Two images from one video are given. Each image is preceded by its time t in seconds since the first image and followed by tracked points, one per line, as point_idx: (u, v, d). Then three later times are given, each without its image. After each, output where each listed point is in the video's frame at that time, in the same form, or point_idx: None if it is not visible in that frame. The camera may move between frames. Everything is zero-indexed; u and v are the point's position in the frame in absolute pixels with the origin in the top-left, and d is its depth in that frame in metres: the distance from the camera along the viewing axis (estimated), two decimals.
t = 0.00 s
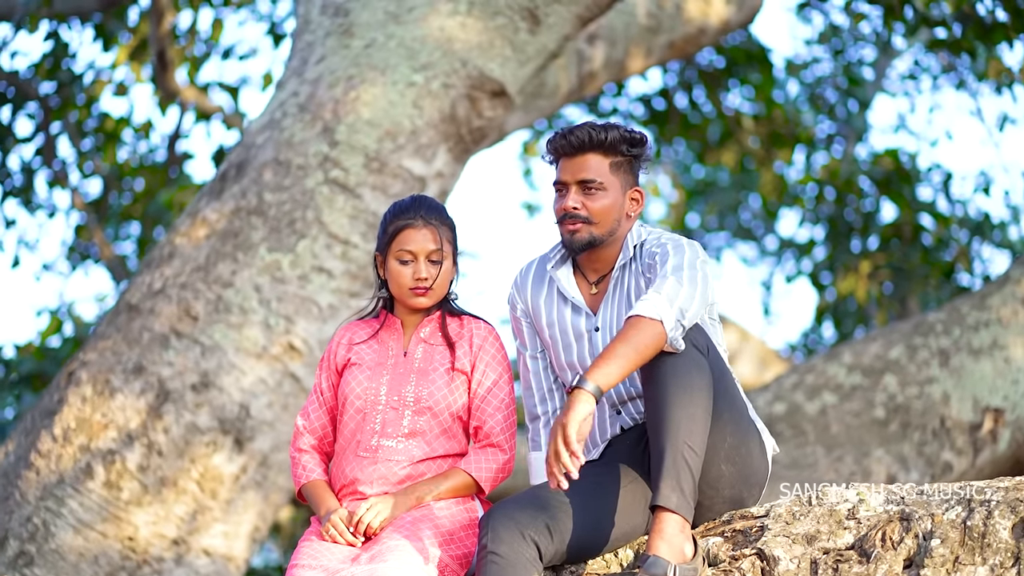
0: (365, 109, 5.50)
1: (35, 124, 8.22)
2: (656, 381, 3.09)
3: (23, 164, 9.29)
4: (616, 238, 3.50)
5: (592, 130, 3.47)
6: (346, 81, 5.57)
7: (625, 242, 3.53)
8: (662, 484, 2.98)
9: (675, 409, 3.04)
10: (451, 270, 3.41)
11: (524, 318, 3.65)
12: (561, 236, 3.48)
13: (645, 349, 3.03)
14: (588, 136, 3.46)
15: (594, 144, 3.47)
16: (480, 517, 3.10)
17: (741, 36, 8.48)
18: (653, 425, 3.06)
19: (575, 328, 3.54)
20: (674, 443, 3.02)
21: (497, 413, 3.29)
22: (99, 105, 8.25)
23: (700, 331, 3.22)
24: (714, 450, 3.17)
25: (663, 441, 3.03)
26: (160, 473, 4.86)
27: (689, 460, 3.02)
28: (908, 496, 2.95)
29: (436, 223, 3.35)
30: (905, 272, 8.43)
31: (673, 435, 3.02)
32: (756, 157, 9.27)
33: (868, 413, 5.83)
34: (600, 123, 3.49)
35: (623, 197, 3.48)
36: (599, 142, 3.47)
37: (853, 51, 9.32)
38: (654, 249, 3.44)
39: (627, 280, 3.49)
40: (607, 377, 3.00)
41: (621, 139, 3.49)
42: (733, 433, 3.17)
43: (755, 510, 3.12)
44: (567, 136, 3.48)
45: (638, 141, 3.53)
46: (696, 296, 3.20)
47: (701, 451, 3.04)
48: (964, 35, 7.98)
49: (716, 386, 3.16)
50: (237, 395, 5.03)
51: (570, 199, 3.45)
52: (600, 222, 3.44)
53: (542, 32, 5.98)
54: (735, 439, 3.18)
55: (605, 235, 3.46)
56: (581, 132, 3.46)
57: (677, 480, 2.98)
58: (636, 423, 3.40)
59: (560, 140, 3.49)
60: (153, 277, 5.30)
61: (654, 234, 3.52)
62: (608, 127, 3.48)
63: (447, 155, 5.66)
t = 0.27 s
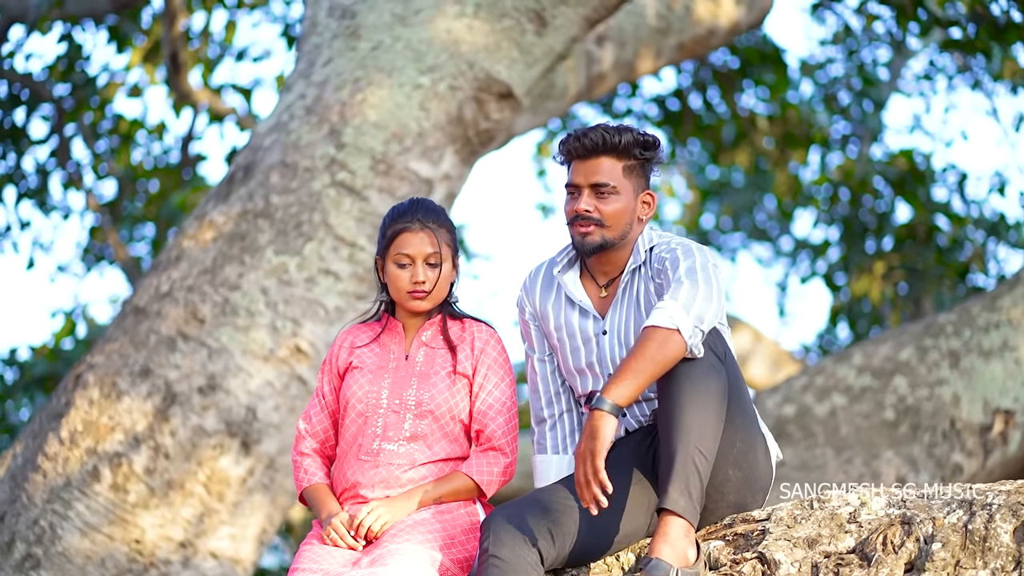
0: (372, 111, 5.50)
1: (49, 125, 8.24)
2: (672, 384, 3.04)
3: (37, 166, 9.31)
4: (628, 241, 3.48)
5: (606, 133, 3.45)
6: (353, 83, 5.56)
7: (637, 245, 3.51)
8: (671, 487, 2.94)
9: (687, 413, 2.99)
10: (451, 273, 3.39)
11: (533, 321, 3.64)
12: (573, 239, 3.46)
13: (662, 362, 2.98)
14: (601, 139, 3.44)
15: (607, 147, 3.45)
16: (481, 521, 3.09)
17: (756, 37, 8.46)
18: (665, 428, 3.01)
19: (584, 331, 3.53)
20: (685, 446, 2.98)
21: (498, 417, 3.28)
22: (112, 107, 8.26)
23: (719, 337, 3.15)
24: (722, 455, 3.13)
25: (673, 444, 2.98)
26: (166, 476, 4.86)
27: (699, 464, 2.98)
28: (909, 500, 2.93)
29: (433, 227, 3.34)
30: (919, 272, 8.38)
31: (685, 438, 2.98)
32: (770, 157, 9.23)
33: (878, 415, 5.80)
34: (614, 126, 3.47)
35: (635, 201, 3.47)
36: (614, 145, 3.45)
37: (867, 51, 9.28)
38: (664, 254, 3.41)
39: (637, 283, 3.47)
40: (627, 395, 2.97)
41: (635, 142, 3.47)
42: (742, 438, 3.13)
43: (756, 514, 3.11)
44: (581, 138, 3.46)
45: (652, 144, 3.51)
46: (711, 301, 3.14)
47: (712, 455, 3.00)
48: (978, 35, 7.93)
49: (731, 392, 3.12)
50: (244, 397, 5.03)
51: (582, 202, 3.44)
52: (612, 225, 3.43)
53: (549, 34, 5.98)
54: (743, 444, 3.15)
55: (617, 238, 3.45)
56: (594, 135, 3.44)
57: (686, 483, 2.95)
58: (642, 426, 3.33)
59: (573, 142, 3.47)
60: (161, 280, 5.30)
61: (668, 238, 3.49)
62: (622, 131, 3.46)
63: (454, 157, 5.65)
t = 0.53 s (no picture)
0: (377, 115, 5.49)
1: (61, 128, 8.26)
2: (668, 390, 3.02)
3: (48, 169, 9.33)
4: (651, 248, 3.43)
5: (636, 138, 3.38)
6: (358, 87, 5.56)
7: (660, 252, 3.45)
8: (668, 494, 2.93)
9: (684, 419, 2.98)
10: (448, 277, 3.38)
11: (546, 324, 3.57)
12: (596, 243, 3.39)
13: (659, 360, 2.96)
14: (631, 144, 3.37)
15: (637, 152, 3.38)
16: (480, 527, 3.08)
17: (767, 39, 8.45)
18: (662, 434, 3.00)
19: (598, 333, 3.47)
20: (682, 453, 2.96)
21: (499, 422, 3.26)
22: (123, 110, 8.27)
23: (717, 343, 3.13)
24: (721, 461, 3.12)
25: (671, 450, 2.97)
26: (171, 480, 4.87)
27: (697, 470, 2.96)
28: (911, 505, 2.91)
29: (428, 231, 3.33)
30: (931, 274, 8.35)
31: (682, 445, 2.97)
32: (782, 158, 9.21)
33: (886, 418, 5.77)
34: (643, 131, 3.40)
35: (661, 207, 3.40)
36: (644, 150, 3.38)
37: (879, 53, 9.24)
38: (684, 258, 3.36)
39: (658, 289, 3.41)
40: (617, 386, 2.94)
41: (664, 148, 3.40)
42: (741, 444, 3.11)
43: (757, 520, 3.08)
44: (611, 142, 3.39)
45: (681, 150, 3.44)
46: (721, 310, 3.12)
47: (710, 461, 2.99)
48: (990, 36, 7.90)
49: (728, 397, 3.10)
50: (250, 401, 5.03)
51: (608, 207, 3.37)
52: (638, 232, 3.37)
53: (555, 37, 5.98)
54: (742, 450, 3.12)
55: (641, 245, 3.39)
56: (625, 139, 3.37)
57: (684, 490, 2.93)
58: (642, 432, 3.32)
59: (602, 145, 3.39)
60: (166, 284, 5.30)
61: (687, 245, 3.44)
62: (652, 136, 3.39)
63: (460, 161, 5.64)
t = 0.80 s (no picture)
0: (386, 117, 5.49)
1: (74, 129, 8.28)
2: (675, 394, 3.00)
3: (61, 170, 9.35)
4: (671, 255, 3.38)
5: (656, 149, 3.32)
6: (366, 89, 5.56)
7: (680, 257, 3.41)
8: (674, 497, 2.91)
9: (692, 423, 2.96)
10: (451, 279, 3.36)
11: (563, 324, 3.56)
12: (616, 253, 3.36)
13: (664, 364, 2.94)
14: (651, 156, 3.31)
15: (657, 164, 3.32)
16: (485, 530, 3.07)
17: (780, 40, 8.42)
18: (669, 438, 2.98)
19: (610, 335, 3.42)
20: (689, 457, 2.94)
21: (504, 426, 3.25)
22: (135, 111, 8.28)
23: (727, 348, 3.11)
24: (727, 465, 3.10)
25: (677, 454, 2.95)
26: (180, 482, 4.87)
27: (703, 474, 2.94)
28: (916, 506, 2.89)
29: (429, 233, 3.32)
30: (944, 275, 8.32)
31: (689, 449, 2.95)
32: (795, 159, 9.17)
33: (896, 420, 5.74)
34: (665, 140, 3.34)
35: (681, 216, 3.35)
36: (664, 162, 3.32)
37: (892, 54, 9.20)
38: (704, 263, 3.32)
39: (674, 295, 3.36)
40: (622, 384, 2.93)
41: (685, 158, 3.34)
42: (748, 448, 3.09)
43: (762, 522, 3.05)
44: (632, 154, 3.32)
45: (701, 158, 3.38)
46: (734, 316, 3.10)
47: (717, 466, 2.97)
48: (1004, 36, 7.86)
49: (736, 401, 3.07)
50: (258, 404, 5.01)
51: (628, 219, 3.32)
52: (658, 243, 3.33)
53: (564, 39, 5.97)
54: (749, 454, 3.10)
55: (662, 254, 3.35)
56: (644, 151, 3.31)
57: (690, 494, 2.92)
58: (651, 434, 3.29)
59: (623, 156, 3.33)
60: (174, 286, 5.31)
61: (707, 249, 3.39)
62: (674, 146, 3.33)
63: (469, 163, 5.64)
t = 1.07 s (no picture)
0: (395, 118, 5.49)
1: (86, 130, 8.29)
2: (683, 396, 2.98)
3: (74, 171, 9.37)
4: (679, 256, 3.36)
5: (657, 151, 3.30)
6: (376, 91, 5.56)
7: (689, 258, 3.39)
8: (681, 500, 2.90)
9: (700, 425, 2.94)
10: (456, 279, 3.35)
11: (575, 325, 3.55)
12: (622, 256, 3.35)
13: (672, 366, 2.93)
14: (653, 159, 3.29)
15: (659, 166, 3.30)
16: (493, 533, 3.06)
17: (791, 40, 8.39)
18: (677, 440, 2.97)
19: (620, 336, 3.41)
20: (696, 460, 2.93)
21: (512, 429, 3.24)
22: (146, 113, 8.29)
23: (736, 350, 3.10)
24: (735, 467, 3.08)
25: (685, 457, 2.94)
26: (190, 484, 4.87)
27: (710, 476, 2.93)
28: (924, 509, 2.86)
29: (433, 233, 3.31)
30: (957, 275, 8.28)
31: (696, 451, 2.93)
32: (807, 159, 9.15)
33: (908, 421, 5.71)
34: (666, 142, 3.32)
35: (687, 217, 3.33)
36: (666, 164, 3.30)
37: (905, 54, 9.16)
38: (713, 264, 3.29)
39: (683, 298, 3.35)
40: (631, 385, 2.92)
41: (687, 159, 3.32)
42: (756, 451, 3.08)
43: (769, 524, 3.04)
44: (633, 157, 3.31)
45: (705, 158, 3.36)
46: (743, 318, 3.08)
47: (725, 468, 2.95)
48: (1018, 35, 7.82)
49: (745, 404, 3.06)
50: (267, 406, 5.01)
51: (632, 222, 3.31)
52: (663, 244, 3.31)
53: (573, 40, 5.96)
54: (757, 456, 3.09)
55: (669, 256, 3.33)
56: (643, 154, 3.29)
57: (697, 496, 2.90)
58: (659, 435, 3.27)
59: (625, 159, 3.32)
60: (184, 288, 5.31)
61: (717, 251, 3.37)
62: (676, 148, 3.31)
63: (479, 164, 5.63)
